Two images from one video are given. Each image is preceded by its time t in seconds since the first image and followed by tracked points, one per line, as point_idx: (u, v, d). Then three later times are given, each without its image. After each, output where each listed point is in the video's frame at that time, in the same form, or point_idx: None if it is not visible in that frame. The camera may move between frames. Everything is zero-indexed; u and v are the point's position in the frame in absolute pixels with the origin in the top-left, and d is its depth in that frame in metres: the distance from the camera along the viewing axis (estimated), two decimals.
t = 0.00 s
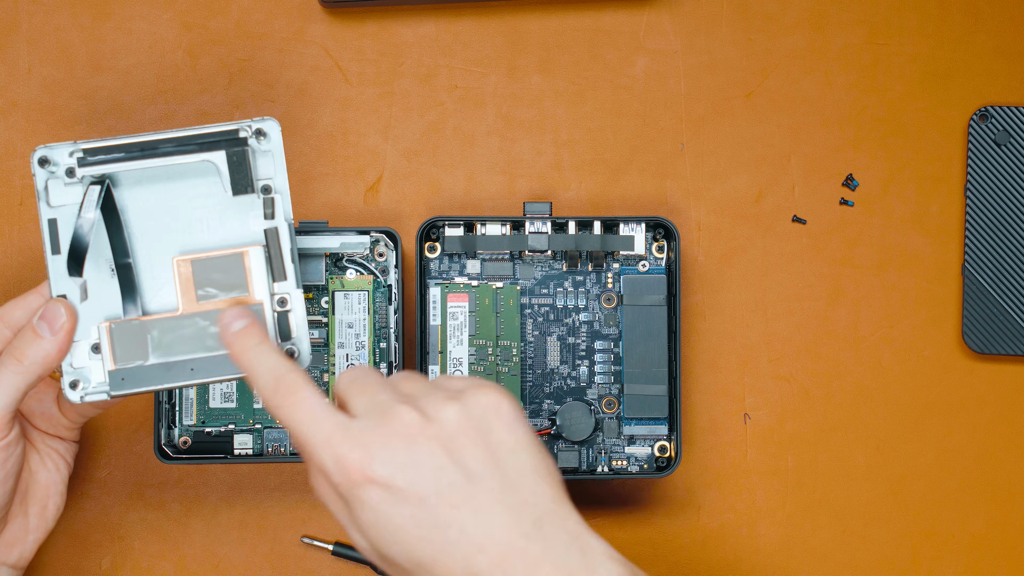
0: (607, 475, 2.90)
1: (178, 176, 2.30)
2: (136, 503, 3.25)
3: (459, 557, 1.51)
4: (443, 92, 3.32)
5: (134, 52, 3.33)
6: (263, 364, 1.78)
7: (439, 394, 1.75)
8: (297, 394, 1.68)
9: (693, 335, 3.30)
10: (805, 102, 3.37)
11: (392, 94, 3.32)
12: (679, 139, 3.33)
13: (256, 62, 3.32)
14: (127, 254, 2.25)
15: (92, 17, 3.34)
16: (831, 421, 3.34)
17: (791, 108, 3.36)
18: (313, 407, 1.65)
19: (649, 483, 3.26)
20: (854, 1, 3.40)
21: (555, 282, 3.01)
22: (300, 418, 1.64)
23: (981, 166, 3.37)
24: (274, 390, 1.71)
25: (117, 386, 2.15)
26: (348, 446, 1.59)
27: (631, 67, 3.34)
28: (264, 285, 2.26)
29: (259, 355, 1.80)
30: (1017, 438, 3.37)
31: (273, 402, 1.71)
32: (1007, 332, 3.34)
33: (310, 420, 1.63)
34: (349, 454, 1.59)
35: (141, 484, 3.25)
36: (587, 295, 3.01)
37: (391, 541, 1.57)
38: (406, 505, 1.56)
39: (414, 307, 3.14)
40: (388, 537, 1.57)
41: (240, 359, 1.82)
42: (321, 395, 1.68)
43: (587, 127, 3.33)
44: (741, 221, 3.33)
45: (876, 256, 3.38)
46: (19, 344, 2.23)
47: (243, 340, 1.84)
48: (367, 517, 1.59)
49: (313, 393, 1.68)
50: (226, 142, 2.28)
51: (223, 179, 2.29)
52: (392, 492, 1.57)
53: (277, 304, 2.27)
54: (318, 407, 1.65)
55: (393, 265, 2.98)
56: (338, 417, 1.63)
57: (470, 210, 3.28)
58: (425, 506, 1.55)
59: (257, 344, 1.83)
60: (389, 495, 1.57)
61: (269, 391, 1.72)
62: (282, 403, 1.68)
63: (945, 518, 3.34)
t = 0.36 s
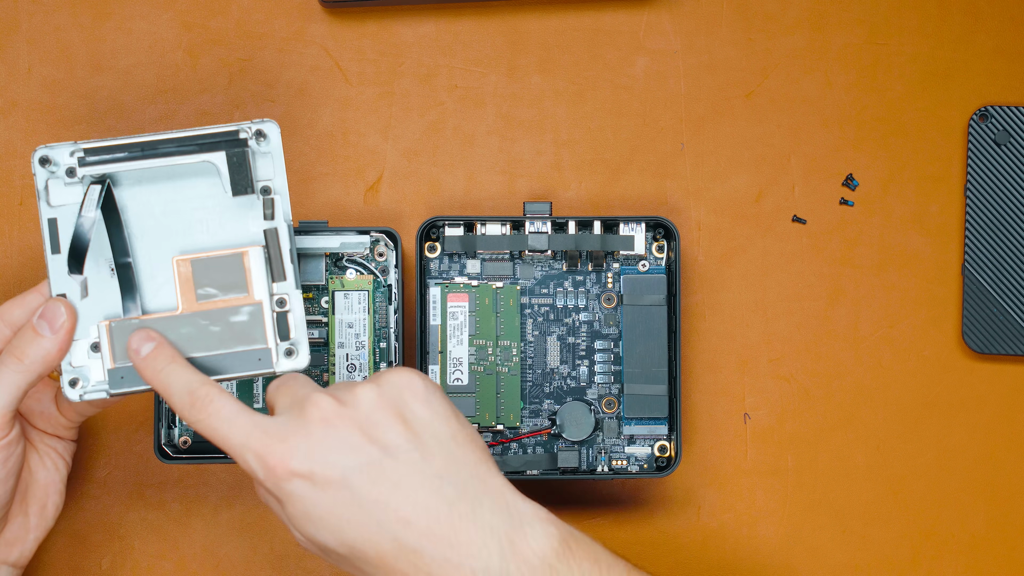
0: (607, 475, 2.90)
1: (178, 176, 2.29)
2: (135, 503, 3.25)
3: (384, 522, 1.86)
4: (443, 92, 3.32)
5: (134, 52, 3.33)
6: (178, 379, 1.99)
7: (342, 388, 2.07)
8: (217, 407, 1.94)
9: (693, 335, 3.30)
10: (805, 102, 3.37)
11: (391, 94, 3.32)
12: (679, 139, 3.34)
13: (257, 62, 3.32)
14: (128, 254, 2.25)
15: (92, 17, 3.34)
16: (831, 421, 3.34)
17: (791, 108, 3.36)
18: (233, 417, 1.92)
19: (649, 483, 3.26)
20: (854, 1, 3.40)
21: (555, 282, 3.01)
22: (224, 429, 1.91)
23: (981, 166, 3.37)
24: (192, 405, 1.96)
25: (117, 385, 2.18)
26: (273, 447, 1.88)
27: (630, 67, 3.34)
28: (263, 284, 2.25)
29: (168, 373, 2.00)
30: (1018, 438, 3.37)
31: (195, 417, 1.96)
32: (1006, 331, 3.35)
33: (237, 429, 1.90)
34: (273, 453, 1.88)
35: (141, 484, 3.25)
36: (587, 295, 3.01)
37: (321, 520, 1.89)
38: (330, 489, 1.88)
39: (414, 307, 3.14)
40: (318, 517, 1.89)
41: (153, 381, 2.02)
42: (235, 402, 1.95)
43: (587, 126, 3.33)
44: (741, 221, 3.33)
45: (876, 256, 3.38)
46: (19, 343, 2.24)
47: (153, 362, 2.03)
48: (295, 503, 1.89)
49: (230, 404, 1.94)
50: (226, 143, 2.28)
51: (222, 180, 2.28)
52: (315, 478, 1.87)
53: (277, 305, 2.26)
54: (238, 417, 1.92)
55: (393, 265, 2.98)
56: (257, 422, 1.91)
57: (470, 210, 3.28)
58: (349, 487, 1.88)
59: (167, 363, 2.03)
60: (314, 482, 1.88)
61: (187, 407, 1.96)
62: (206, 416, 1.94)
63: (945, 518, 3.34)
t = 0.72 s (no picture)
0: (607, 475, 2.91)
1: (125, 148, 2.47)
2: (135, 503, 3.25)
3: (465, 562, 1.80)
4: (443, 92, 3.33)
5: (134, 51, 3.33)
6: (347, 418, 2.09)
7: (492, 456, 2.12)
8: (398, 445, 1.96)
9: (693, 335, 3.30)
10: (805, 102, 3.37)
11: (391, 94, 3.32)
12: (679, 139, 3.34)
13: (256, 62, 3.32)
14: (79, 228, 2.46)
15: (92, 17, 3.35)
16: (831, 421, 3.34)
17: (791, 108, 3.36)
18: (394, 462, 1.91)
19: (649, 483, 3.26)
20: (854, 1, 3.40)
21: (555, 282, 3.01)
22: (388, 474, 1.89)
23: (981, 166, 3.37)
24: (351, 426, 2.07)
25: (75, 357, 2.42)
26: (420, 495, 1.86)
27: (630, 67, 3.34)
28: (214, 254, 2.46)
29: (311, 412, 2.06)
30: (1017, 438, 3.37)
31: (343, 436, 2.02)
32: (1006, 331, 3.35)
33: (395, 468, 1.90)
34: (421, 491, 1.87)
35: (141, 484, 3.25)
36: (587, 295, 3.01)
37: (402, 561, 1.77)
38: (451, 523, 1.83)
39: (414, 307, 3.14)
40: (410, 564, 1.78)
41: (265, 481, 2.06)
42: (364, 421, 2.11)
43: (587, 126, 3.33)
44: (740, 221, 3.33)
45: (876, 256, 3.38)
46: None
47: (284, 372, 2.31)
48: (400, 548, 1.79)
49: (425, 448, 1.98)
50: (171, 114, 2.44)
51: (167, 149, 2.46)
52: (424, 524, 1.82)
53: (228, 272, 2.47)
54: (405, 460, 1.92)
55: (393, 265, 2.97)
56: (427, 466, 1.92)
57: (470, 210, 3.28)
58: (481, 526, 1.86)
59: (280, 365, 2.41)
60: (445, 514, 1.84)
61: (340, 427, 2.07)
62: (380, 462, 1.92)
63: (945, 518, 3.34)
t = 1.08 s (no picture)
0: (607, 475, 2.91)
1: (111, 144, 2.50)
2: (135, 503, 3.25)
3: None
4: (443, 92, 3.33)
5: (134, 51, 3.33)
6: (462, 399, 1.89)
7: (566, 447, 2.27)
8: (520, 434, 1.88)
9: (693, 335, 3.30)
10: (805, 102, 3.37)
11: (391, 94, 3.32)
12: (679, 139, 3.34)
13: (256, 62, 3.32)
14: (76, 230, 2.45)
15: (93, 17, 3.34)
16: (831, 421, 3.34)
17: (791, 108, 3.36)
18: (523, 447, 1.87)
19: (649, 484, 3.26)
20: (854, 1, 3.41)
21: (555, 282, 3.01)
22: (505, 453, 1.83)
23: (981, 166, 3.37)
24: (479, 433, 1.84)
25: (87, 358, 2.41)
26: (542, 487, 1.86)
27: (630, 67, 3.34)
28: (214, 240, 2.50)
29: (439, 380, 1.87)
30: (1018, 438, 3.37)
31: (485, 452, 1.81)
32: (1006, 332, 3.35)
33: (528, 455, 1.87)
34: (548, 486, 1.87)
35: (141, 484, 3.25)
36: (587, 295, 3.01)
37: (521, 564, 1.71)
38: (566, 515, 1.86)
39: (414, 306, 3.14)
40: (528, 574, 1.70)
41: (379, 451, 1.97)
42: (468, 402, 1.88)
43: (587, 127, 3.33)
44: (740, 221, 3.33)
45: (876, 256, 3.38)
46: None
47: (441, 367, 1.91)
48: (518, 547, 1.73)
49: (539, 446, 1.90)
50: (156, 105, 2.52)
51: (156, 142, 2.51)
52: (547, 520, 1.81)
53: (229, 258, 2.52)
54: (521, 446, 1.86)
55: (393, 265, 2.97)
56: (550, 464, 1.91)
57: (470, 210, 3.28)
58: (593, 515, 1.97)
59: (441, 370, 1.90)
60: (564, 510, 1.86)
61: (479, 437, 1.83)
62: (507, 450, 1.84)
63: (945, 518, 3.34)
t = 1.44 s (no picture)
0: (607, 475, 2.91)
1: (65, 136, 2.35)
2: (135, 503, 3.25)
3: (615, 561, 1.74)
4: (443, 92, 3.33)
5: (134, 51, 3.32)
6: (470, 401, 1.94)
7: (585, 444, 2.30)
8: (539, 424, 1.86)
9: (692, 335, 3.30)
10: (805, 102, 3.37)
11: (391, 94, 3.32)
12: (679, 139, 3.33)
13: (257, 62, 3.32)
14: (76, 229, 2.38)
15: (93, 17, 3.34)
16: (831, 421, 3.34)
17: (791, 108, 3.36)
18: (548, 439, 1.85)
19: (649, 484, 3.26)
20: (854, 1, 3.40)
21: (555, 282, 3.01)
22: (531, 448, 1.82)
23: (981, 166, 3.37)
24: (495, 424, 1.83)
25: (142, 339, 2.39)
26: (568, 474, 1.83)
27: (630, 67, 3.34)
28: (204, 181, 2.37)
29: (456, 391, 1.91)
30: (1018, 438, 3.37)
31: (499, 440, 1.79)
32: (1006, 331, 3.35)
33: (550, 445, 1.85)
34: (574, 476, 1.85)
35: (141, 484, 3.25)
36: (588, 295, 3.01)
37: (557, 551, 1.70)
38: (600, 508, 1.83)
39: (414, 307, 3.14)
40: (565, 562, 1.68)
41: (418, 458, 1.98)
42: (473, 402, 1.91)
43: (587, 127, 3.33)
44: (740, 221, 3.33)
45: (876, 256, 3.38)
46: (16, 354, 2.33)
47: (439, 374, 2.00)
48: (554, 535, 1.71)
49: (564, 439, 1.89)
50: (86, 78, 2.30)
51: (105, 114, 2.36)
52: (579, 510, 1.79)
53: (225, 187, 2.43)
54: (547, 441, 1.85)
55: (393, 265, 2.97)
56: (572, 453, 1.90)
57: (470, 210, 3.28)
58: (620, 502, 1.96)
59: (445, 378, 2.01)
60: (594, 498, 1.84)
61: (490, 426, 1.81)
62: (530, 439, 1.83)
63: (945, 518, 3.34)
